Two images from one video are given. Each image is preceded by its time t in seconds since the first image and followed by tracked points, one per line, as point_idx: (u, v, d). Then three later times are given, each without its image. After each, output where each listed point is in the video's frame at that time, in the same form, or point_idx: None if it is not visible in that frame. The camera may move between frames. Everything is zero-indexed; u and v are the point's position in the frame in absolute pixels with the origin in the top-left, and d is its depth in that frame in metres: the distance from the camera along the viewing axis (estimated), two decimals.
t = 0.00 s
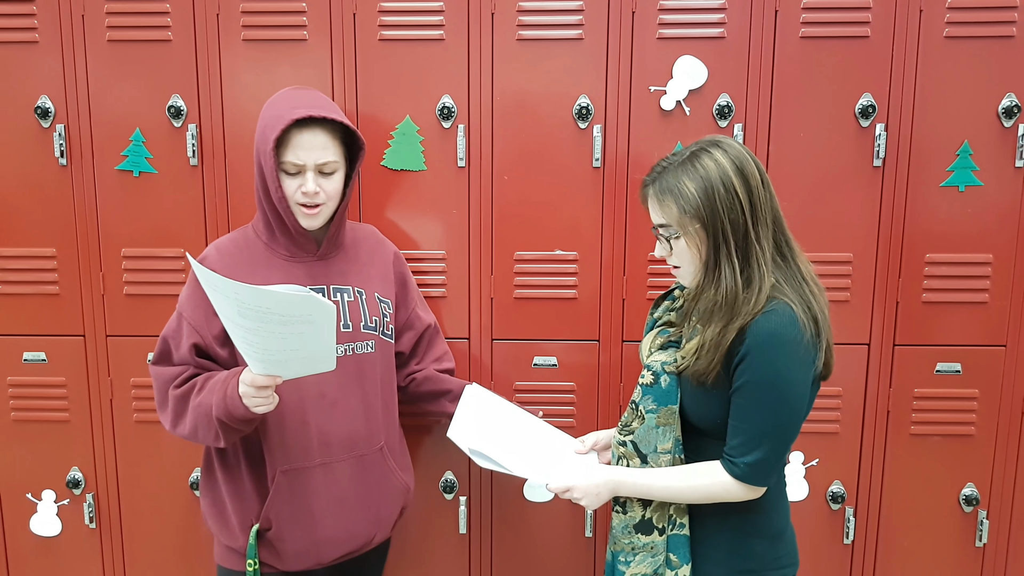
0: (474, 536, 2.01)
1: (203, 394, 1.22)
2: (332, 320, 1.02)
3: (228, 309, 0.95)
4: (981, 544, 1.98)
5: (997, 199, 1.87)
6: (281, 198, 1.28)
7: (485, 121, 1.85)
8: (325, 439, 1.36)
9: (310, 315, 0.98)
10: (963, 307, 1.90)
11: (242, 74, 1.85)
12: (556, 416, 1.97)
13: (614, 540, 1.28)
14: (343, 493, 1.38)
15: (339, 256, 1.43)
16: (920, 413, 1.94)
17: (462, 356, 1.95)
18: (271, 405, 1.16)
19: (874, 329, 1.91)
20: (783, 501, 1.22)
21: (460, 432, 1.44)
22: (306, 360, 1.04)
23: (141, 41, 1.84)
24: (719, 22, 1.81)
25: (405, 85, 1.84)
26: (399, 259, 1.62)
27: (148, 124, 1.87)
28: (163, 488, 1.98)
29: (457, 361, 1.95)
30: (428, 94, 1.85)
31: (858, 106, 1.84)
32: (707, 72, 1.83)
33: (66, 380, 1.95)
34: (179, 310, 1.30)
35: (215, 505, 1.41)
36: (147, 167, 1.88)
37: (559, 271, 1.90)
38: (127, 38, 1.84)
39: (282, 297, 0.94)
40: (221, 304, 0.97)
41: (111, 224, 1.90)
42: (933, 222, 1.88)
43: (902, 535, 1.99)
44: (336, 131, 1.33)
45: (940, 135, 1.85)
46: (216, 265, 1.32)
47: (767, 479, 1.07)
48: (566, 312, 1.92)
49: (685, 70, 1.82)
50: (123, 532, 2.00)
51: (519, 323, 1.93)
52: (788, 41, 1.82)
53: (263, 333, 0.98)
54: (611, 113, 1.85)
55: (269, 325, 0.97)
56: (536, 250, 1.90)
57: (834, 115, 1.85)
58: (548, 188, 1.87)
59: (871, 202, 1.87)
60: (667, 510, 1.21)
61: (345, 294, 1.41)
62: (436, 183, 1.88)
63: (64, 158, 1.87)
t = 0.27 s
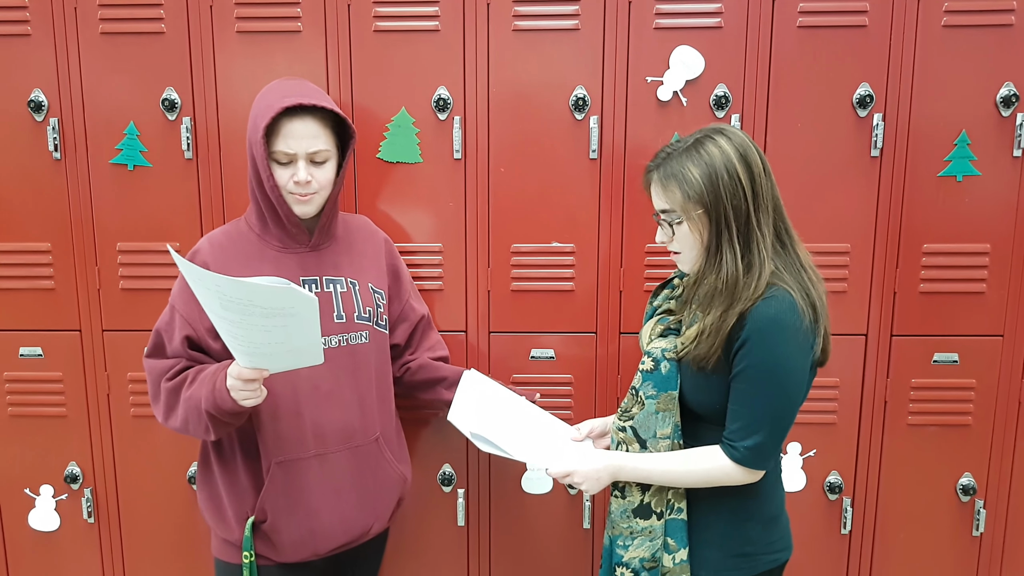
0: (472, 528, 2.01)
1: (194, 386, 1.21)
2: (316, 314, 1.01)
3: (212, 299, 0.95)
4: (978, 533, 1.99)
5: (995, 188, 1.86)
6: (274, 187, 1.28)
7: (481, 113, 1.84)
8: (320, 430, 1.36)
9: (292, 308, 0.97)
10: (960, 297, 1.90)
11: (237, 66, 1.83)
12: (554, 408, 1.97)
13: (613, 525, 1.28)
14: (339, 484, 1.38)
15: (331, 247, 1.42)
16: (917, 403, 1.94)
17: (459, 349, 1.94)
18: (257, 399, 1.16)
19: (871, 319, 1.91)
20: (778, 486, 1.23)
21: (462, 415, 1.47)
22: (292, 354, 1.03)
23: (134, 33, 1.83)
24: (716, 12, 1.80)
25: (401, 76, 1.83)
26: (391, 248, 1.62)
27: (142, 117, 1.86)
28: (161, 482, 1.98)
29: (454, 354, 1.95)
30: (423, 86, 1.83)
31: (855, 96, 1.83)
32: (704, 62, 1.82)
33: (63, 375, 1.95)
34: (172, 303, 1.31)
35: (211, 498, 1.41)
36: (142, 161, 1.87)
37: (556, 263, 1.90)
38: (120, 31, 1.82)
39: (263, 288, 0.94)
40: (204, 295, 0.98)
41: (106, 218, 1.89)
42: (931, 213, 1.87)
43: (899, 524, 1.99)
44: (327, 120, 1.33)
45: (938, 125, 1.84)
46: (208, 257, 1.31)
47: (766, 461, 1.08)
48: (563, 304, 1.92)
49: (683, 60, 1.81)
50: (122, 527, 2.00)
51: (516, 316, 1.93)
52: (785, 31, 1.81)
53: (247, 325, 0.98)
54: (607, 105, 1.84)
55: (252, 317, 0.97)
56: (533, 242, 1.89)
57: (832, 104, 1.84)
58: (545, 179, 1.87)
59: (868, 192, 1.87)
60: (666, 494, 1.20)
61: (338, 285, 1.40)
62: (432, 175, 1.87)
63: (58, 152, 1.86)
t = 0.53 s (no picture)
0: (468, 524, 2.01)
1: (190, 378, 1.21)
2: (311, 301, 1.01)
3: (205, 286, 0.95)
4: (973, 532, 1.99)
5: (992, 189, 1.87)
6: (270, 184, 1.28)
7: (480, 109, 1.85)
8: (316, 424, 1.36)
9: (286, 294, 0.97)
10: (957, 297, 1.90)
11: (236, 60, 1.83)
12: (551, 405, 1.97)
13: (614, 516, 1.28)
14: (334, 479, 1.38)
15: (328, 243, 1.42)
16: (913, 402, 1.95)
17: (457, 345, 1.95)
18: (254, 388, 1.16)
19: (868, 319, 1.92)
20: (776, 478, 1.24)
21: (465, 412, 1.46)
22: (287, 342, 1.03)
23: (134, 27, 1.82)
24: (716, 11, 1.80)
25: (401, 71, 1.83)
26: (389, 245, 1.62)
27: (141, 111, 1.86)
28: (157, 476, 1.98)
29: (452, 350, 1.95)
30: (423, 82, 1.83)
31: (854, 95, 1.83)
32: (704, 60, 1.82)
33: (60, 368, 1.94)
34: (170, 297, 1.31)
35: (207, 492, 1.41)
36: (140, 154, 1.86)
37: (554, 260, 1.90)
38: (120, 24, 1.82)
39: (257, 273, 0.93)
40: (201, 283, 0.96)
41: (104, 212, 1.89)
42: (928, 212, 1.88)
43: (894, 523, 2.00)
44: (323, 118, 1.33)
45: (936, 125, 1.85)
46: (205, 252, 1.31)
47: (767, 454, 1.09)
48: (561, 301, 1.92)
49: (682, 58, 1.81)
50: (117, 520, 2.00)
51: (514, 312, 1.93)
52: (785, 30, 1.82)
53: (242, 312, 0.97)
54: (607, 102, 1.84)
55: (246, 304, 0.97)
56: (531, 239, 1.89)
57: (830, 104, 1.84)
58: (544, 176, 1.87)
59: (866, 192, 1.87)
60: (666, 486, 1.20)
61: (334, 281, 1.40)
62: (431, 171, 1.87)
63: (57, 145, 1.86)
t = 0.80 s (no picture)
0: (467, 524, 2.01)
1: (189, 378, 1.21)
2: (315, 311, 1.01)
3: (212, 296, 0.94)
4: (973, 534, 1.99)
5: (992, 189, 1.87)
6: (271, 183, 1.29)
7: (480, 109, 1.85)
8: (315, 422, 1.36)
9: (293, 306, 0.98)
10: (957, 297, 1.90)
11: (236, 59, 1.84)
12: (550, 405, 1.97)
13: (621, 508, 1.27)
14: (333, 476, 1.38)
15: (327, 242, 1.42)
16: (913, 403, 1.94)
17: (456, 344, 1.95)
18: (253, 395, 1.16)
19: (867, 319, 1.92)
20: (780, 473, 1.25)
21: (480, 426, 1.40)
22: (291, 350, 1.03)
23: (135, 26, 1.83)
24: (715, 10, 1.81)
25: (400, 71, 1.83)
26: (388, 246, 1.61)
27: (142, 109, 1.86)
28: (156, 475, 1.98)
29: (451, 349, 1.95)
30: (422, 82, 1.84)
31: (854, 95, 1.83)
32: (703, 60, 1.82)
33: (59, 366, 1.95)
34: (171, 294, 1.31)
35: (206, 491, 1.41)
36: (141, 153, 1.87)
37: (554, 259, 1.90)
38: (121, 23, 1.82)
39: (265, 286, 0.93)
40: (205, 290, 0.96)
41: (105, 210, 1.89)
42: (928, 212, 1.87)
43: (894, 524, 1.99)
44: (323, 117, 1.33)
45: (936, 125, 1.85)
46: (206, 249, 1.32)
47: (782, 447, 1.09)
48: (560, 301, 1.92)
49: (682, 58, 1.82)
50: (116, 519, 2.00)
51: (514, 311, 1.93)
52: (784, 30, 1.82)
53: (246, 321, 0.97)
54: (606, 102, 1.84)
55: (252, 315, 0.97)
56: (530, 238, 1.89)
57: (830, 103, 1.84)
58: (543, 175, 1.87)
59: (866, 192, 1.87)
60: (673, 479, 1.21)
61: (333, 280, 1.41)
62: (431, 171, 1.87)
63: (57, 144, 1.86)
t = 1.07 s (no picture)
0: (469, 524, 2.01)
1: (192, 380, 1.21)
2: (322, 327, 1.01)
3: (220, 311, 0.94)
4: (975, 531, 1.98)
5: (993, 186, 1.86)
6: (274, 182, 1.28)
7: (479, 109, 1.85)
8: (315, 423, 1.35)
9: (300, 324, 0.98)
10: (958, 295, 1.90)
11: (235, 61, 1.84)
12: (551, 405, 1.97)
13: (638, 505, 1.28)
14: (335, 475, 1.38)
15: (333, 243, 1.42)
16: (915, 400, 1.94)
17: (458, 344, 1.95)
18: (255, 403, 1.16)
19: (869, 316, 1.91)
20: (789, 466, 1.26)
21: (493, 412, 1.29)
22: (295, 366, 1.03)
23: (134, 28, 1.83)
24: (714, 9, 1.80)
25: (399, 71, 1.83)
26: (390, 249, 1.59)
27: (141, 112, 1.86)
28: (157, 477, 1.98)
29: (452, 349, 1.95)
30: (422, 82, 1.84)
31: (854, 93, 1.83)
32: (703, 59, 1.82)
33: (61, 369, 1.95)
34: (178, 290, 1.30)
35: (208, 490, 1.41)
36: (140, 155, 1.87)
37: (554, 259, 1.90)
38: (120, 25, 1.83)
39: (276, 306, 0.93)
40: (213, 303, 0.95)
41: (105, 212, 1.89)
42: (928, 210, 1.87)
43: (897, 522, 1.99)
44: (324, 115, 1.33)
45: (936, 122, 1.84)
46: (214, 246, 1.31)
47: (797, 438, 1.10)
48: (561, 300, 1.92)
49: (681, 57, 1.81)
50: (118, 521, 2.01)
51: (514, 311, 1.93)
52: (784, 28, 1.81)
53: (252, 336, 0.97)
54: (605, 101, 1.84)
55: (259, 331, 0.97)
56: (530, 238, 1.89)
57: (830, 101, 1.84)
58: (543, 175, 1.87)
59: (866, 190, 1.87)
60: (690, 475, 1.22)
61: (338, 281, 1.40)
62: (431, 171, 1.87)
63: (57, 146, 1.86)
